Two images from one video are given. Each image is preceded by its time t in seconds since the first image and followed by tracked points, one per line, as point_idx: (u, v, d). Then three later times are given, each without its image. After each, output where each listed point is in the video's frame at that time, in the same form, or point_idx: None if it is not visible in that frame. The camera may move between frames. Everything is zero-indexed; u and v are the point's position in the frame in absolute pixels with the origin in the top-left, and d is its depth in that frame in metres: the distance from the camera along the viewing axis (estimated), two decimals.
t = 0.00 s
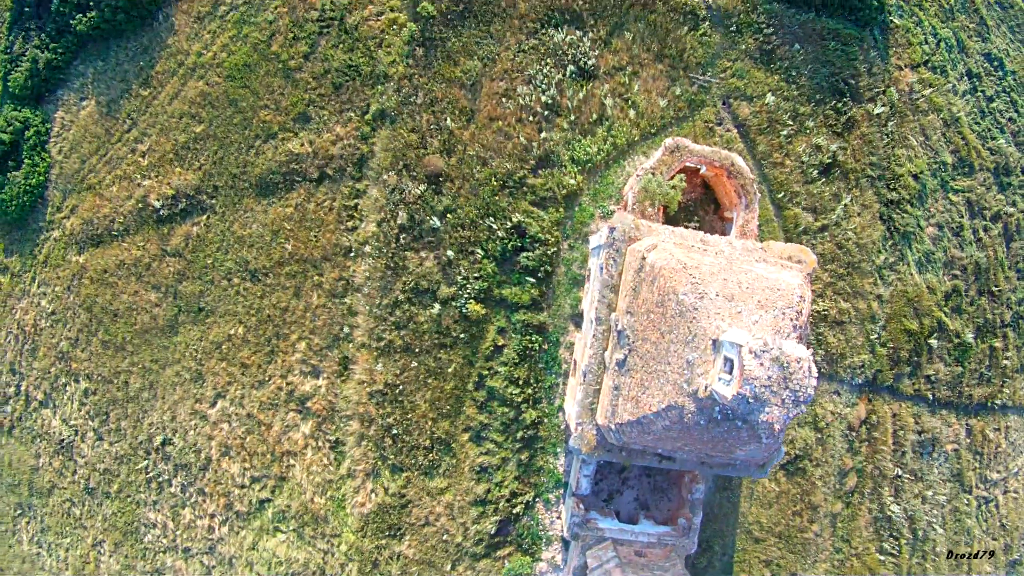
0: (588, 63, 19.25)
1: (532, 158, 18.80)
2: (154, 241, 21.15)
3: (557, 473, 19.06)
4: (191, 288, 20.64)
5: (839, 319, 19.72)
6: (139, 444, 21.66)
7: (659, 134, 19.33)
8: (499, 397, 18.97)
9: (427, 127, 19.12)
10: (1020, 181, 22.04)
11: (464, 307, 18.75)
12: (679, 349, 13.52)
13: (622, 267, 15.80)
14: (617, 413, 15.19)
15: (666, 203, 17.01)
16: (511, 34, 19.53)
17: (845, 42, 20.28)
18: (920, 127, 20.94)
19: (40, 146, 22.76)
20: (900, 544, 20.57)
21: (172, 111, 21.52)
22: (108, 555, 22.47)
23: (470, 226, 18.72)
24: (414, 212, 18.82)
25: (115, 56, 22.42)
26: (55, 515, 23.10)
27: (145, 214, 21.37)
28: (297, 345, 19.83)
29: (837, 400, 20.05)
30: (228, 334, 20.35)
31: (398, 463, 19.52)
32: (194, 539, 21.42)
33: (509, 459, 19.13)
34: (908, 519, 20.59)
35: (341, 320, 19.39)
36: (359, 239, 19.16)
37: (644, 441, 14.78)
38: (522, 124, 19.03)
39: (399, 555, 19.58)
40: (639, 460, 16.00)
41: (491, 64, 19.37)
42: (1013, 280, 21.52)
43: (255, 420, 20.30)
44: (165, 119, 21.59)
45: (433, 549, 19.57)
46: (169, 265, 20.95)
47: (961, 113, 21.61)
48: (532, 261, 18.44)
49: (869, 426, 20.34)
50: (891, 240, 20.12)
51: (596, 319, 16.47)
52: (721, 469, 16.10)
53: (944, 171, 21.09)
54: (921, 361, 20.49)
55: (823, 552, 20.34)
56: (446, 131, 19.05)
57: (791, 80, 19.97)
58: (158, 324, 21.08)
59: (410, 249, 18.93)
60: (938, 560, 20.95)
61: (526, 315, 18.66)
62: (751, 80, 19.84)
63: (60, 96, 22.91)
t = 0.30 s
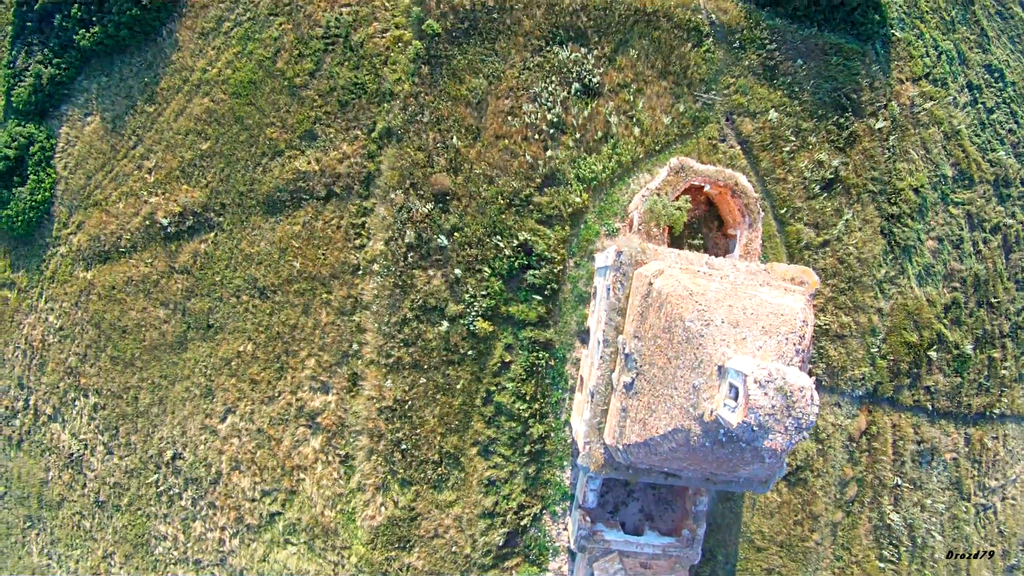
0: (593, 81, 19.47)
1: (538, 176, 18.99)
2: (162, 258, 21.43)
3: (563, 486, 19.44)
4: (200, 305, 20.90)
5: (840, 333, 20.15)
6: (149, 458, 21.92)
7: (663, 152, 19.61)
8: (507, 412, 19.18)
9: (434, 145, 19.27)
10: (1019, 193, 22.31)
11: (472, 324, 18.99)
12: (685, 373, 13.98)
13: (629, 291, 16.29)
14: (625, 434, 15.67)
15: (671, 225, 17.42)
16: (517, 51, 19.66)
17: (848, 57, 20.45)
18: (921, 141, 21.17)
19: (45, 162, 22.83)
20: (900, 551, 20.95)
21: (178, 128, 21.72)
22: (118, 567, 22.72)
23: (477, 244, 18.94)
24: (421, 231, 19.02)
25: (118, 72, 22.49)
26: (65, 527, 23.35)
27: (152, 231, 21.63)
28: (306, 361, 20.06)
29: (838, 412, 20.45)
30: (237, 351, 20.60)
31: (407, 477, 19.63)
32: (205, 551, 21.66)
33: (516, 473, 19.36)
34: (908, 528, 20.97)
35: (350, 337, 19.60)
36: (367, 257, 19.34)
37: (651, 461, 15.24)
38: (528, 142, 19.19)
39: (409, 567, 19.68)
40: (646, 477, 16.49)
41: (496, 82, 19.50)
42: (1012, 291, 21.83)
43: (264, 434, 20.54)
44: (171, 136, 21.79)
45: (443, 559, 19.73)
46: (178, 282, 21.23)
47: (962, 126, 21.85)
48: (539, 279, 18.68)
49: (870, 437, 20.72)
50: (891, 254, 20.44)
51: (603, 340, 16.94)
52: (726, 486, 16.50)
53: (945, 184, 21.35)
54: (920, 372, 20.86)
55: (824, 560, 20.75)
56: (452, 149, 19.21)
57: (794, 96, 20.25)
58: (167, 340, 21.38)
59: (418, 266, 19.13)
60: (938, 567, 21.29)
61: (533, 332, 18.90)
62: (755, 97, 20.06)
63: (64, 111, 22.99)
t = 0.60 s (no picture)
0: (598, 97, 19.61)
1: (544, 194, 19.21)
2: (171, 273, 21.75)
3: (570, 497, 19.63)
4: (209, 321, 21.25)
5: (840, 345, 20.55)
6: (160, 471, 22.21)
7: (667, 168, 19.88)
8: (514, 426, 19.48)
9: (440, 163, 19.48)
10: (1018, 204, 22.61)
11: (479, 340, 19.22)
12: (691, 395, 14.33)
13: (635, 311, 16.65)
14: (631, 452, 16.03)
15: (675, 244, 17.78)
16: (522, 68, 19.81)
17: (849, 72, 20.70)
18: (922, 154, 21.43)
19: (51, 178, 22.96)
20: (900, 558, 21.37)
21: (184, 144, 21.88)
22: None
23: (483, 261, 19.19)
24: (429, 248, 19.27)
25: (123, 87, 22.58)
26: (76, 538, 23.64)
27: (160, 247, 21.87)
28: (315, 376, 20.35)
29: (838, 422, 20.85)
30: (246, 365, 20.92)
31: (415, 489, 19.97)
32: (216, 562, 21.94)
33: (523, 485, 19.52)
34: (907, 534, 21.38)
35: (359, 353, 19.86)
36: (375, 274, 19.62)
37: (657, 478, 15.58)
38: (533, 159, 19.40)
39: None
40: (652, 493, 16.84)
41: (502, 99, 19.67)
42: (1011, 301, 22.18)
43: (274, 448, 20.83)
44: (177, 152, 21.96)
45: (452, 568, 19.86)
46: (187, 297, 21.56)
47: (961, 138, 22.12)
48: (545, 296, 18.88)
49: (869, 446, 21.09)
50: (891, 267, 20.78)
51: (610, 359, 17.30)
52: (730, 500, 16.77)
53: (944, 197, 21.67)
54: (920, 383, 21.25)
55: (826, 566, 21.14)
56: (458, 167, 19.43)
57: (795, 112, 20.56)
58: (176, 355, 21.74)
59: (425, 283, 19.40)
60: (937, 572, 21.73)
61: (540, 347, 19.13)
62: (757, 112, 20.39)
63: (69, 126, 23.08)
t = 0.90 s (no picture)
0: (603, 115, 19.92)
1: (551, 210, 19.49)
2: (180, 286, 22.01)
3: (575, 507, 19.85)
4: (220, 333, 21.60)
5: (841, 358, 20.89)
6: (170, 481, 22.48)
7: (671, 185, 20.19)
8: (521, 438, 19.76)
9: (448, 179, 19.82)
10: (1018, 218, 22.93)
11: (487, 354, 19.57)
12: (696, 415, 14.69)
13: (641, 330, 16.98)
14: (638, 468, 16.38)
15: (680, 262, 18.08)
16: (529, 85, 20.03)
17: (852, 87, 20.90)
18: (923, 169, 21.72)
19: (59, 189, 23.07)
20: (899, 565, 21.80)
21: (192, 158, 22.03)
22: None
23: (491, 277, 19.52)
24: (437, 264, 19.66)
25: (130, 99, 22.67)
26: (85, 546, 23.89)
27: (169, 260, 22.09)
28: (326, 389, 20.73)
29: (839, 433, 21.24)
30: (256, 378, 21.30)
31: (423, 500, 20.24)
32: (225, 571, 22.17)
33: (530, 495, 19.82)
34: (906, 543, 21.80)
35: (368, 366, 20.28)
36: (384, 288, 20.08)
37: (663, 494, 15.96)
38: (540, 176, 19.66)
39: None
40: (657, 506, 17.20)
41: (509, 116, 19.91)
42: (1009, 313, 22.56)
43: (284, 459, 21.14)
44: (185, 165, 22.11)
45: None
46: (197, 310, 21.85)
47: (962, 153, 22.42)
48: (552, 311, 19.17)
49: (869, 457, 21.47)
50: (892, 281, 21.14)
51: (616, 376, 17.65)
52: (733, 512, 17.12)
53: (945, 211, 22.00)
54: (919, 395, 21.65)
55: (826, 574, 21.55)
56: (466, 183, 19.76)
57: (799, 128, 20.80)
58: (186, 367, 22.03)
59: (434, 298, 19.79)
60: None
61: (547, 361, 19.41)
62: (761, 129, 20.68)
63: (76, 138, 23.16)
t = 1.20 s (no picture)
0: (607, 129, 20.21)
1: (555, 224, 19.78)
2: (188, 298, 22.31)
3: (580, 514, 20.09)
4: (228, 345, 21.92)
5: (841, 367, 21.34)
6: (178, 490, 22.76)
7: (674, 199, 20.53)
8: (526, 447, 20.07)
9: (455, 194, 20.13)
10: (1016, 227, 23.33)
11: (493, 366, 19.87)
12: (700, 429, 15.08)
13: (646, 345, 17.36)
14: (643, 479, 16.75)
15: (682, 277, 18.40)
16: (534, 100, 20.30)
17: (852, 100, 21.23)
18: (921, 180, 22.09)
19: (65, 201, 23.24)
20: (898, 569, 22.23)
21: (199, 171, 22.24)
22: None
23: (497, 289, 19.82)
24: (444, 277, 19.94)
25: (136, 112, 22.82)
26: (94, 554, 24.14)
27: (177, 272, 22.36)
28: (334, 400, 21.03)
29: (838, 441, 21.67)
30: (265, 389, 21.62)
31: (431, 509, 20.54)
32: None
33: (536, 504, 20.12)
34: (905, 546, 22.26)
35: (376, 378, 20.55)
36: (391, 301, 20.39)
37: (667, 504, 16.33)
38: (545, 190, 19.97)
39: None
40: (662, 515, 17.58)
41: (514, 130, 20.17)
42: (1006, 321, 23.01)
43: (293, 468, 21.45)
44: (192, 178, 22.32)
45: None
46: (205, 322, 22.17)
47: (960, 163, 22.79)
48: (557, 323, 19.46)
49: (868, 464, 21.90)
50: (890, 291, 21.55)
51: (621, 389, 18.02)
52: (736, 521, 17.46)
53: (943, 222, 22.39)
54: (917, 402, 22.07)
55: None
56: (472, 198, 20.05)
57: (800, 141, 21.16)
58: (195, 378, 22.36)
59: (441, 311, 20.10)
60: None
61: (552, 372, 19.70)
62: (762, 143, 21.04)
63: (82, 150, 23.31)
